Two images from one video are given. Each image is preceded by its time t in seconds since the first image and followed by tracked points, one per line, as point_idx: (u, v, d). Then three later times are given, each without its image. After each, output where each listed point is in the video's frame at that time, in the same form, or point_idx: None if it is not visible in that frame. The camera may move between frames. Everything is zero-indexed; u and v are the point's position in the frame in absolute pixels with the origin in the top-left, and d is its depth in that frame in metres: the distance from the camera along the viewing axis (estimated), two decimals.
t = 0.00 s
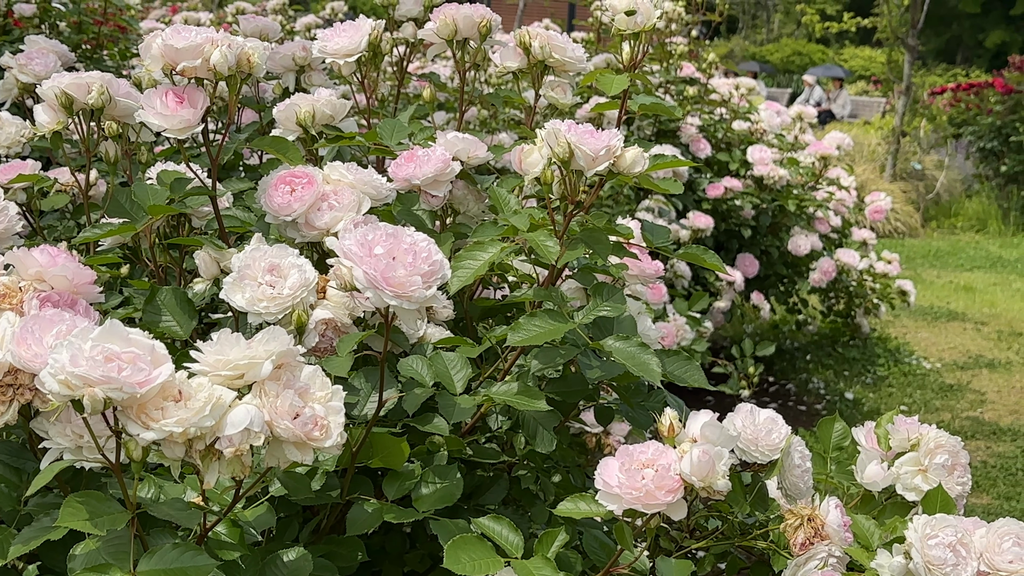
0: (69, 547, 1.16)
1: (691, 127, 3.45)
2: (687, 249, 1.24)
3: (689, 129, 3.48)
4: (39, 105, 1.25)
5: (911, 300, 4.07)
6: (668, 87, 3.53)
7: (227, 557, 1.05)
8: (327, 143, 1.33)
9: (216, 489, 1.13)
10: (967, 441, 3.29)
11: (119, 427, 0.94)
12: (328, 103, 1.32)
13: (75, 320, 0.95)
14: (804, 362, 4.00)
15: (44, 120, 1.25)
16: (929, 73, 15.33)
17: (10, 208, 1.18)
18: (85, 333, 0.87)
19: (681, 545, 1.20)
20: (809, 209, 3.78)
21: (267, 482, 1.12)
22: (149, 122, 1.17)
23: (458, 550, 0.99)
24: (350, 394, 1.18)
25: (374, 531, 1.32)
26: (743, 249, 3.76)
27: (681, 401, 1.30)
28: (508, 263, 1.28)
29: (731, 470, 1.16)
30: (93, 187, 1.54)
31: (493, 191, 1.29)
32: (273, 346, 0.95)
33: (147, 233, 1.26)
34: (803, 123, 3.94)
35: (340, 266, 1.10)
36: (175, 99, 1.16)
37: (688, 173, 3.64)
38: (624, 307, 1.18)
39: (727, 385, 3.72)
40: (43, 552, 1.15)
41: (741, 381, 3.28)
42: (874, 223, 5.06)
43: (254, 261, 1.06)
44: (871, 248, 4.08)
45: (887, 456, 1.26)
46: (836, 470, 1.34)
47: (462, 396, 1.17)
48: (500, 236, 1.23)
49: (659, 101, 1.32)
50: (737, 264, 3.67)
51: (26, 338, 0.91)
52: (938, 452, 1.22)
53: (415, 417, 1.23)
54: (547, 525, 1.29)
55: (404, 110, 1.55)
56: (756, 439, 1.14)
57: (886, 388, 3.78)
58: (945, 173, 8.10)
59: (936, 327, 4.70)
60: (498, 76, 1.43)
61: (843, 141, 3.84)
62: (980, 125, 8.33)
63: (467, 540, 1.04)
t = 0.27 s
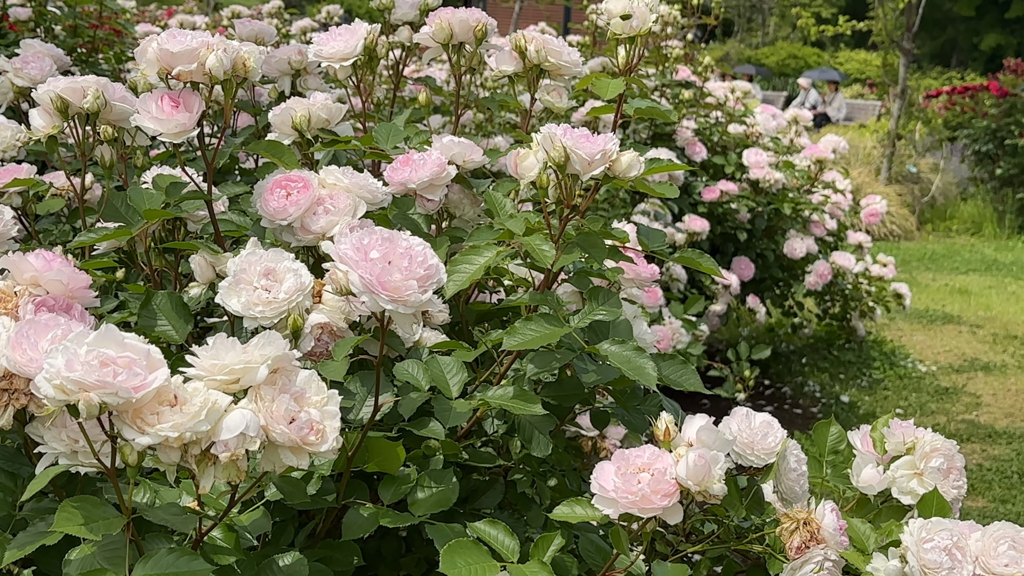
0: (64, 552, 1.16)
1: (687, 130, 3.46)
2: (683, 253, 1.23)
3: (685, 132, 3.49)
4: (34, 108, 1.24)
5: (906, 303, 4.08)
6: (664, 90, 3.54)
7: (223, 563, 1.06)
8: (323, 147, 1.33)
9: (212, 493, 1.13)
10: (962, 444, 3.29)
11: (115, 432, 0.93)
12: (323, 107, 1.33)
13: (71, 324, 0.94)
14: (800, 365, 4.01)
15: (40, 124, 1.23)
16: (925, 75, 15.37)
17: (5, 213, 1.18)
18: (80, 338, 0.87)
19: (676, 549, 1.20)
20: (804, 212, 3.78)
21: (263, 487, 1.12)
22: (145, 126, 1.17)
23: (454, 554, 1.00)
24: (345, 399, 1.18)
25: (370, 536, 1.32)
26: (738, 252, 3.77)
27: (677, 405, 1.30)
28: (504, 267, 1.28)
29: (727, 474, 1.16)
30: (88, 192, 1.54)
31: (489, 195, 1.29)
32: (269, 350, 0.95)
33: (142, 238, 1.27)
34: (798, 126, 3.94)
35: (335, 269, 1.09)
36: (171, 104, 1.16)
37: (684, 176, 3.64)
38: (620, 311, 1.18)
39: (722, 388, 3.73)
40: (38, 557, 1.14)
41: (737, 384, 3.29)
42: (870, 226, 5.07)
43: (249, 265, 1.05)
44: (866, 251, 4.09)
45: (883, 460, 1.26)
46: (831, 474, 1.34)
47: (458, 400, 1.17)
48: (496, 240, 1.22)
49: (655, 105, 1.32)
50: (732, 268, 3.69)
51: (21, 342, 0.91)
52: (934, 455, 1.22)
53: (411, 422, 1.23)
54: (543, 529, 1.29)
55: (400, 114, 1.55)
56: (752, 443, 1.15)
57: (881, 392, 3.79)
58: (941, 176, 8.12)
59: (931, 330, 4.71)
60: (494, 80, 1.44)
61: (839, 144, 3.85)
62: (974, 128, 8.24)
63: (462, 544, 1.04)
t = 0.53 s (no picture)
0: (60, 554, 1.16)
1: (683, 133, 3.46)
2: (679, 255, 1.23)
3: (682, 135, 3.49)
4: (31, 111, 1.24)
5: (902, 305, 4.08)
6: (661, 93, 3.54)
7: (219, 565, 1.04)
8: (319, 149, 1.34)
9: (208, 496, 1.13)
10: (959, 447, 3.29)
11: (110, 434, 0.93)
12: (320, 110, 1.33)
13: (67, 328, 0.94)
14: (796, 368, 4.02)
15: (37, 127, 1.23)
16: (923, 78, 15.39)
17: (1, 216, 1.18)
18: (76, 340, 0.87)
19: (672, 551, 1.20)
20: (801, 215, 3.78)
21: (259, 490, 1.11)
22: (141, 128, 1.17)
23: (450, 556, 0.99)
24: (341, 401, 1.18)
25: (366, 538, 1.32)
26: (735, 254, 3.75)
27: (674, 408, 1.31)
28: (500, 269, 1.29)
29: (723, 476, 1.16)
30: (84, 194, 1.54)
31: (485, 197, 1.29)
32: (265, 353, 0.95)
33: (139, 240, 1.27)
34: (795, 129, 3.95)
35: (333, 272, 1.10)
36: (168, 106, 1.16)
37: (681, 179, 3.65)
38: (617, 313, 1.18)
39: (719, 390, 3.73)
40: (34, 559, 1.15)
41: (734, 386, 3.29)
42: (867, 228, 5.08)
43: (246, 267, 1.05)
44: (863, 253, 4.10)
45: (879, 462, 1.27)
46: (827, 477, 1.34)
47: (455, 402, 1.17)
48: (492, 243, 1.24)
49: (651, 107, 1.32)
50: (729, 270, 3.67)
51: (17, 344, 0.90)
52: (928, 457, 1.22)
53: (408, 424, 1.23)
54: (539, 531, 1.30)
55: (397, 116, 1.55)
56: (749, 445, 1.14)
57: (878, 394, 3.79)
58: (937, 179, 8.14)
59: (928, 333, 4.72)
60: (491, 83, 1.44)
61: (835, 147, 3.85)
62: (971, 130, 8.26)
63: (459, 546, 1.04)
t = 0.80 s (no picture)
0: (58, 556, 1.16)
1: (681, 134, 3.46)
2: (677, 256, 1.24)
3: (679, 136, 3.50)
4: (29, 111, 1.23)
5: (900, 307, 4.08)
6: (658, 94, 3.55)
7: (218, 565, 1.03)
8: (318, 149, 1.34)
9: (207, 497, 1.13)
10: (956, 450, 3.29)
11: (110, 435, 0.93)
12: (318, 110, 1.33)
13: (66, 327, 0.94)
14: (794, 369, 4.03)
15: (35, 127, 1.23)
16: (920, 80, 15.42)
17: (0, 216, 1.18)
18: (75, 341, 0.87)
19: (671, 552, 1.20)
20: (798, 217, 3.79)
21: (259, 490, 1.12)
22: (140, 129, 1.18)
23: (450, 557, 1.00)
24: (340, 402, 1.19)
25: (366, 539, 1.33)
26: (732, 256, 3.77)
27: (671, 409, 1.31)
28: (499, 270, 1.29)
29: (722, 478, 1.17)
30: (83, 195, 1.54)
31: (484, 198, 1.29)
32: (264, 354, 0.95)
33: (138, 241, 1.27)
34: (793, 130, 3.96)
35: (332, 273, 1.10)
36: (166, 107, 1.17)
37: (678, 180, 3.66)
38: (615, 314, 1.18)
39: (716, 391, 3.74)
40: (33, 560, 1.15)
41: (732, 387, 3.29)
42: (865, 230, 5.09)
43: (245, 268, 1.06)
44: (860, 255, 4.10)
45: (878, 463, 1.27)
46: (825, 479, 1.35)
47: (453, 403, 1.17)
48: (491, 244, 1.24)
49: (650, 108, 1.32)
50: (726, 272, 3.70)
51: (16, 346, 0.90)
52: (926, 458, 1.22)
53: (406, 425, 1.24)
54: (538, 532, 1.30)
55: (395, 117, 1.55)
56: (747, 446, 1.15)
57: (875, 396, 3.80)
58: (934, 181, 8.16)
59: (926, 334, 4.73)
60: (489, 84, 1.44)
61: (833, 148, 3.86)
62: (968, 132, 8.27)
63: (458, 547, 1.04)
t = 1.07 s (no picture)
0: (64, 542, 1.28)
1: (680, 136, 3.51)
2: (677, 257, 1.24)
3: (678, 137, 3.52)
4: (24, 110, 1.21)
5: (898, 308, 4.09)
6: (657, 95, 3.57)
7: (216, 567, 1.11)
8: (317, 149, 1.34)
9: (207, 497, 1.14)
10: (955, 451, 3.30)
11: (109, 435, 0.93)
12: (318, 111, 1.34)
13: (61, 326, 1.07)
14: (792, 370, 4.13)
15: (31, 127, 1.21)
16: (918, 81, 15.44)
17: None
18: (74, 341, 0.90)
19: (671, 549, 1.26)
20: (797, 218, 3.98)
21: (258, 491, 1.12)
22: (139, 130, 1.17)
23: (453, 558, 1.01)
24: (340, 403, 1.18)
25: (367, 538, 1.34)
26: (732, 256, 3.98)
27: (671, 409, 1.32)
28: (499, 271, 1.29)
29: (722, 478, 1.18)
30: (82, 196, 1.54)
31: (483, 198, 1.30)
32: (264, 354, 0.95)
33: (137, 241, 1.27)
34: (791, 131, 3.97)
35: (331, 273, 1.10)
36: (166, 107, 1.17)
37: (677, 180, 3.67)
38: (614, 315, 1.19)
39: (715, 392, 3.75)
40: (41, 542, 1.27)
41: (730, 388, 3.30)
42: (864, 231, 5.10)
43: (244, 268, 1.06)
44: (858, 256, 4.11)
45: (876, 463, 1.29)
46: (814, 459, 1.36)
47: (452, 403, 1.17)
48: (490, 244, 1.24)
49: (649, 108, 1.32)
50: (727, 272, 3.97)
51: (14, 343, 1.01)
52: (927, 461, 1.24)
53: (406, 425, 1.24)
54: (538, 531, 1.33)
55: (395, 117, 1.55)
56: (746, 447, 1.14)
57: (874, 397, 3.81)
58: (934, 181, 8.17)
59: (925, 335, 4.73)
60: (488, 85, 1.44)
61: (831, 149, 3.87)
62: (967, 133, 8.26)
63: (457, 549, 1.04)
